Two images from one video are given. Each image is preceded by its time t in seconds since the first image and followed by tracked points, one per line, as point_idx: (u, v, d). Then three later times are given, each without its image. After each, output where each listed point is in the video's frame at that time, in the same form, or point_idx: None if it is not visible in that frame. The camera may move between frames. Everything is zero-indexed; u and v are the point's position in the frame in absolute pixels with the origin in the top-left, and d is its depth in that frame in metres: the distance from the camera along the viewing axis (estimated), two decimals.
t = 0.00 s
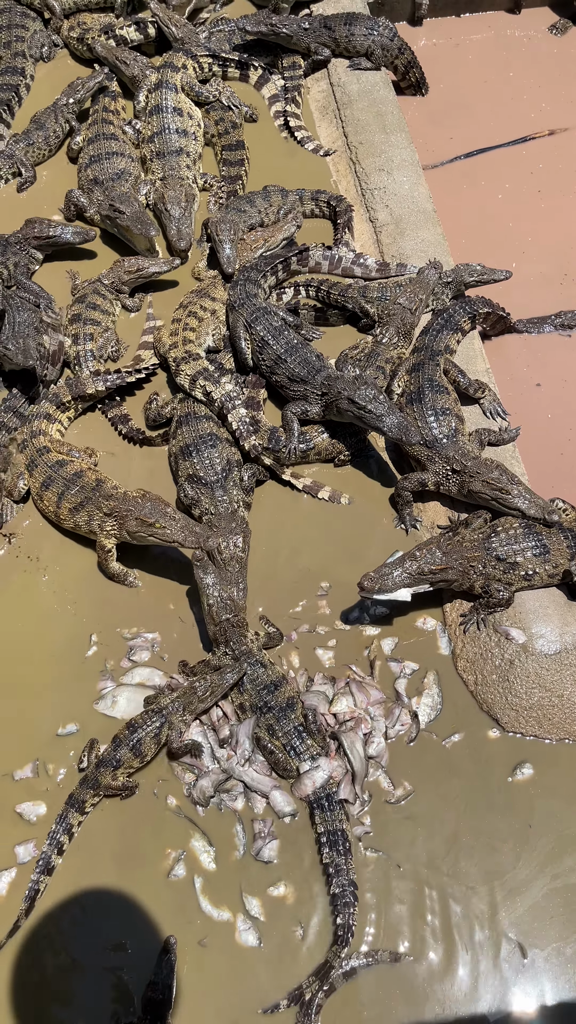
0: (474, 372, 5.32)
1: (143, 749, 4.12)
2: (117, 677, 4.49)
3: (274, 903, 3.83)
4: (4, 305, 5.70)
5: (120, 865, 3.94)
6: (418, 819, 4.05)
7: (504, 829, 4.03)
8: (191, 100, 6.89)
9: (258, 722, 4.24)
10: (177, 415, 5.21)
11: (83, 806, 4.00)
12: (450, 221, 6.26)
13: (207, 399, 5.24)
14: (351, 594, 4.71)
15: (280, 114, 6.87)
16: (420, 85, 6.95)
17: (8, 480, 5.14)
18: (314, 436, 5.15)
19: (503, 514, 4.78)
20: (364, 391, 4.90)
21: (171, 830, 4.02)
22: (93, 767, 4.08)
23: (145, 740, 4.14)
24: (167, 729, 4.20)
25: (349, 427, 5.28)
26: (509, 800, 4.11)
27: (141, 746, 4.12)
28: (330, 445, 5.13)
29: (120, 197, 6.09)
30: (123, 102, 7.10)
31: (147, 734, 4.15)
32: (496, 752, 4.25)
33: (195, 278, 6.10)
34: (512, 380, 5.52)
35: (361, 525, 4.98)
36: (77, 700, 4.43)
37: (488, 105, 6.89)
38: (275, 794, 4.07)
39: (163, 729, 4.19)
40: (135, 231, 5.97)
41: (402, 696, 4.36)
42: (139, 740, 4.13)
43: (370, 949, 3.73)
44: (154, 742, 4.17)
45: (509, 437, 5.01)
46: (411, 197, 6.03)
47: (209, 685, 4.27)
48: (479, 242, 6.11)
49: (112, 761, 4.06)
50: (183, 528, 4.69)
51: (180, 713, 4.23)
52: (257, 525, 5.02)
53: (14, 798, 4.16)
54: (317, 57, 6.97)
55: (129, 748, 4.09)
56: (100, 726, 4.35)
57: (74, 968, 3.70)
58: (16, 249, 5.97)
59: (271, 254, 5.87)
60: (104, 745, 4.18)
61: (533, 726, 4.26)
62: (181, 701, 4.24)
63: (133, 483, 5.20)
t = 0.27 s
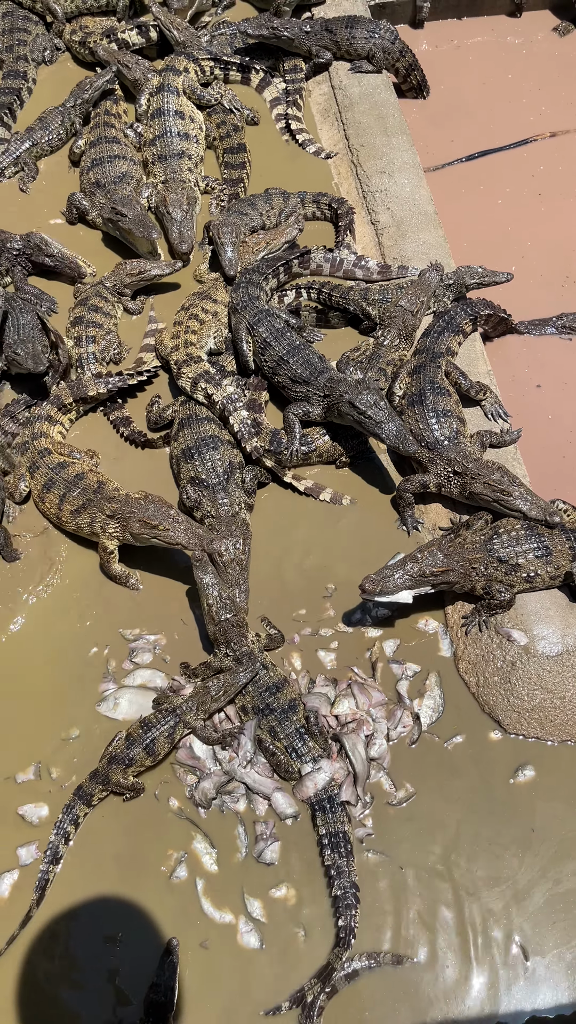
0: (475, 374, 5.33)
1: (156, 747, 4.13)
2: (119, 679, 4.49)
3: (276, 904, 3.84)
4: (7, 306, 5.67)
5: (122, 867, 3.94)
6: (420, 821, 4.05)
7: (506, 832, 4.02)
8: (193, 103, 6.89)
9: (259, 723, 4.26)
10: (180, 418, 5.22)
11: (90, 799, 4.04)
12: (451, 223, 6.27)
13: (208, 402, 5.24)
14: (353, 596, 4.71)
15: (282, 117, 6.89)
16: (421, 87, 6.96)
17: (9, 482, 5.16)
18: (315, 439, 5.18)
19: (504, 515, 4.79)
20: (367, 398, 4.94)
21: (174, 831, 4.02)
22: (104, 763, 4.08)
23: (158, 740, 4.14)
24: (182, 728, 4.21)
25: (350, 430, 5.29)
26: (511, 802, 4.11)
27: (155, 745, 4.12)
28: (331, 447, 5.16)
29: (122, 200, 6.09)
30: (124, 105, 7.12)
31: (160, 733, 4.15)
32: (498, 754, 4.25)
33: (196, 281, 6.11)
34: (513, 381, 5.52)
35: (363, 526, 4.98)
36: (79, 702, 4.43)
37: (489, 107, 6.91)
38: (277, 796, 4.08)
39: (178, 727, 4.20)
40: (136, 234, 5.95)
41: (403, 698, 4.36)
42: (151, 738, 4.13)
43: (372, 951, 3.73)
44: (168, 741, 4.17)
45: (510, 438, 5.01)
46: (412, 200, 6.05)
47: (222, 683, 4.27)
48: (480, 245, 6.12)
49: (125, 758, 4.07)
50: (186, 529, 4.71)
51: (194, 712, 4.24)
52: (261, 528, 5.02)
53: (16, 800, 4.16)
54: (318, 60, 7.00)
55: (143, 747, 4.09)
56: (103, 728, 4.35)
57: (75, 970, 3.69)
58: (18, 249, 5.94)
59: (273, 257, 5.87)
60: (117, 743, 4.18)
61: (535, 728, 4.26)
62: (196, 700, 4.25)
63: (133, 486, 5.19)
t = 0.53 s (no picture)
0: (478, 375, 5.32)
1: (174, 745, 4.12)
2: (122, 681, 4.49)
3: (279, 906, 3.84)
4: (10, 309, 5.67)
5: (125, 868, 3.94)
6: (423, 823, 4.04)
7: (510, 834, 4.02)
8: (196, 105, 6.90)
9: (263, 727, 4.23)
10: (182, 421, 5.22)
11: (108, 789, 4.05)
12: (454, 225, 6.27)
13: (211, 404, 5.26)
14: (357, 598, 4.72)
15: (285, 119, 6.90)
16: (424, 89, 6.96)
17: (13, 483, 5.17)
18: (316, 440, 5.15)
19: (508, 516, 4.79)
20: (358, 424, 4.92)
21: (177, 832, 4.02)
22: (122, 756, 4.07)
23: (176, 738, 4.12)
24: (201, 726, 4.20)
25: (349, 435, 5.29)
26: (514, 804, 4.10)
27: (173, 742, 4.11)
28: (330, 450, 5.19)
29: (125, 202, 6.09)
30: (127, 108, 7.13)
31: (180, 730, 4.14)
32: (501, 756, 4.24)
33: (200, 283, 6.12)
34: (516, 383, 5.52)
35: (367, 528, 4.99)
36: (82, 704, 4.43)
37: (492, 109, 6.91)
38: (281, 798, 4.08)
39: (197, 725, 4.19)
40: (139, 236, 5.93)
41: (407, 700, 4.34)
42: (171, 735, 4.11)
43: (376, 953, 3.72)
44: (187, 737, 4.16)
45: (514, 439, 4.97)
46: (415, 201, 6.05)
47: (243, 680, 4.25)
48: (484, 246, 6.12)
49: (142, 752, 4.06)
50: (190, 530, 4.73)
51: (213, 709, 4.23)
52: (266, 531, 5.02)
53: (19, 802, 4.17)
54: (321, 63, 7.01)
55: (161, 742, 4.08)
56: (106, 730, 4.36)
57: (78, 971, 3.70)
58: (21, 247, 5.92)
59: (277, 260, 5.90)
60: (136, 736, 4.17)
61: (538, 731, 4.26)
62: (216, 698, 4.24)
63: (136, 488, 5.20)
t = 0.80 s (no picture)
0: (481, 377, 5.32)
1: (189, 739, 4.12)
2: (125, 682, 4.50)
3: (282, 908, 3.83)
4: (14, 311, 5.67)
5: (129, 869, 3.94)
6: (426, 824, 4.04)
7: (513, 836, 4.01)
8: (199, 106, 6.90)
9: (265, 730, 4.22)
10: (185, 422, 5.23)
11: (125, 785, 4.04)
12: (457, 226, 6.28)
13: (214, 405, 5.29)
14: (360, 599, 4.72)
15: (288, 121, 6.90)
16: (427, 91, 6.96)
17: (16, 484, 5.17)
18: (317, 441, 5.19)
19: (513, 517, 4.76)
20: (349, 449, 4.91)
21: (180, 834, 4.02)
22: (137, 750, 4.08)
23: (192, 732, 4.12)
24: (220, 722, 4.19)
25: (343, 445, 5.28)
26: (517, 805, 4.10)
27: (188, 737, 4.12)
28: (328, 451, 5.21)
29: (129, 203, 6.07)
30: (131, 109, 7.13)
31: (196, 725, 4.14)
32: (504, 758, 4.24)
33: (203, 284, 6.13)
34: (519, 384, 5.50)
35: (370, 530, 4.99)
36: (85, 705, 4.43)
37: (495, 110, 6.91)
38: (284, 800, 4.08)
39: (214, 722, 4.18)
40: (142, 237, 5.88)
41: (410, 702, 4.34)
42: (186, 731, 4.12)
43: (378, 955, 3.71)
44: (203, 733, 4.16)
45: (516, 443, 4.99)
46: (418, 202, 6.05)
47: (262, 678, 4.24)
48: (486, 248, 6.11)
49: (157, 746, 4.07)
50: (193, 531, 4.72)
51: (232, 707, 4.22)
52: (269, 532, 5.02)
53: (22, 803, 4.17)
54: (324, 64, 7.01)
55: (177, 736, 4.09)
56: (109, 731, 4.36)
57: (81, 972, 3.69)
58: (25, 249, 5.92)
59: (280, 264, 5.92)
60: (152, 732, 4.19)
61: (541, 732, 4.25)
62: (234, 696, 4.23)
63: (138, 489, 5.21)
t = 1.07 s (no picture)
0: (484, 377, 5.31)
1: (199, 732, 4.14)
2: (127, 682, 4.49)
3: (285, 909, 3.83)
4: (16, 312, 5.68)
5: (131, 869, 3.94)
6: (429, 825, 4.04)
7: (516, 836, 4.01)
8: (202, 107, 6.90)
9: (269, 730, 4.23)
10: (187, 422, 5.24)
11: (137, 777, 4.08)
12: (460, 226, 6.27)
13: (216, 405, 5.27)
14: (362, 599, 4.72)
15: (290, 121, 6.89)
16: (430, 92, 6.97)
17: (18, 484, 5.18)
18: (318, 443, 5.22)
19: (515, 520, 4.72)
20: (346, 465, 4.87)
21: (183, 834, 4.02)
22: (149, 740, 4.12)
23: (204, 724, 4.14)
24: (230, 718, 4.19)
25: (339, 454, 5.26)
26: (520, 806, 4.09)
27: (198, 729, 4.14)
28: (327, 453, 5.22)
29: (131, 204, 6.07)
30: (133, 110, 7.13)
31: (207, 720, 4.15)
32: (507, 759, 4.23)
33: (207, 284, 6.13)
34: (522, 385, 5.49)
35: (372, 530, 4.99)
36: (87, 705, 4.43)
37: (498, 111, 6.91)
38: (286, 800, 4.07)
39: (225, 718, 4.18)
40: (145, 238, 5.88)
41: (412, 702, 4.35)
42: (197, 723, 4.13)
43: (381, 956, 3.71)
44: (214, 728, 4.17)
45: (519, 444, 4.98)
46: (421, 203, 6.05)
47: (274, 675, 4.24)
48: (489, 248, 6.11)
49: (169, 737, 4.10)
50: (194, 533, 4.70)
51: (244, 704, 4.22)
52: (271, 532, 5.01)
53: (25, 803, 4.17)
54: (327, 65, 7.01)
55: (187, 728, 4.11)
56: (111, 731, 4.36)
57: (83, 972, 3.69)
58: (29, 248, 5.92)
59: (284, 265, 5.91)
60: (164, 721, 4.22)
61: (544, 733, 4.24)
62: (245, 692, 4.23)
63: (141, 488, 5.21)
